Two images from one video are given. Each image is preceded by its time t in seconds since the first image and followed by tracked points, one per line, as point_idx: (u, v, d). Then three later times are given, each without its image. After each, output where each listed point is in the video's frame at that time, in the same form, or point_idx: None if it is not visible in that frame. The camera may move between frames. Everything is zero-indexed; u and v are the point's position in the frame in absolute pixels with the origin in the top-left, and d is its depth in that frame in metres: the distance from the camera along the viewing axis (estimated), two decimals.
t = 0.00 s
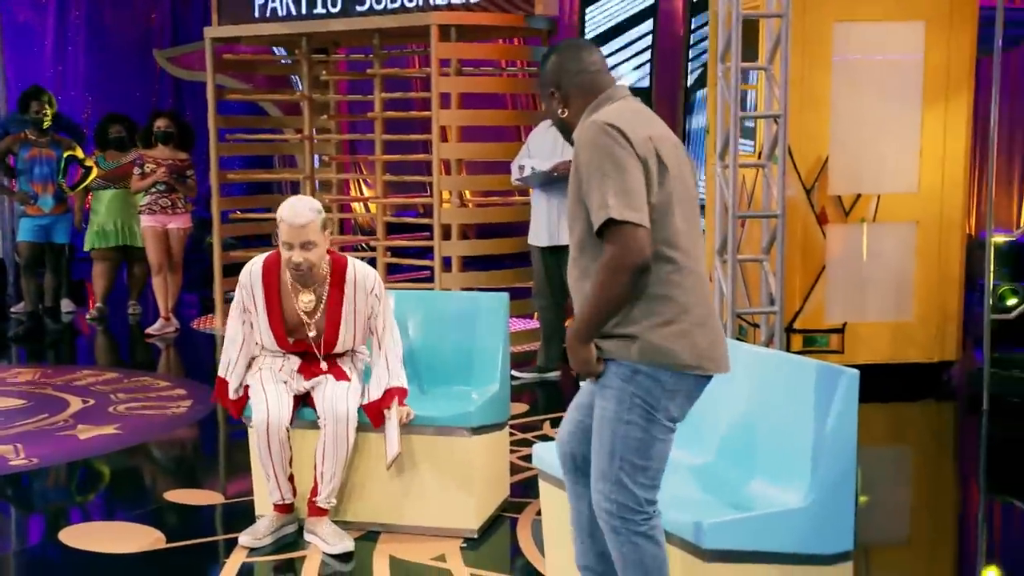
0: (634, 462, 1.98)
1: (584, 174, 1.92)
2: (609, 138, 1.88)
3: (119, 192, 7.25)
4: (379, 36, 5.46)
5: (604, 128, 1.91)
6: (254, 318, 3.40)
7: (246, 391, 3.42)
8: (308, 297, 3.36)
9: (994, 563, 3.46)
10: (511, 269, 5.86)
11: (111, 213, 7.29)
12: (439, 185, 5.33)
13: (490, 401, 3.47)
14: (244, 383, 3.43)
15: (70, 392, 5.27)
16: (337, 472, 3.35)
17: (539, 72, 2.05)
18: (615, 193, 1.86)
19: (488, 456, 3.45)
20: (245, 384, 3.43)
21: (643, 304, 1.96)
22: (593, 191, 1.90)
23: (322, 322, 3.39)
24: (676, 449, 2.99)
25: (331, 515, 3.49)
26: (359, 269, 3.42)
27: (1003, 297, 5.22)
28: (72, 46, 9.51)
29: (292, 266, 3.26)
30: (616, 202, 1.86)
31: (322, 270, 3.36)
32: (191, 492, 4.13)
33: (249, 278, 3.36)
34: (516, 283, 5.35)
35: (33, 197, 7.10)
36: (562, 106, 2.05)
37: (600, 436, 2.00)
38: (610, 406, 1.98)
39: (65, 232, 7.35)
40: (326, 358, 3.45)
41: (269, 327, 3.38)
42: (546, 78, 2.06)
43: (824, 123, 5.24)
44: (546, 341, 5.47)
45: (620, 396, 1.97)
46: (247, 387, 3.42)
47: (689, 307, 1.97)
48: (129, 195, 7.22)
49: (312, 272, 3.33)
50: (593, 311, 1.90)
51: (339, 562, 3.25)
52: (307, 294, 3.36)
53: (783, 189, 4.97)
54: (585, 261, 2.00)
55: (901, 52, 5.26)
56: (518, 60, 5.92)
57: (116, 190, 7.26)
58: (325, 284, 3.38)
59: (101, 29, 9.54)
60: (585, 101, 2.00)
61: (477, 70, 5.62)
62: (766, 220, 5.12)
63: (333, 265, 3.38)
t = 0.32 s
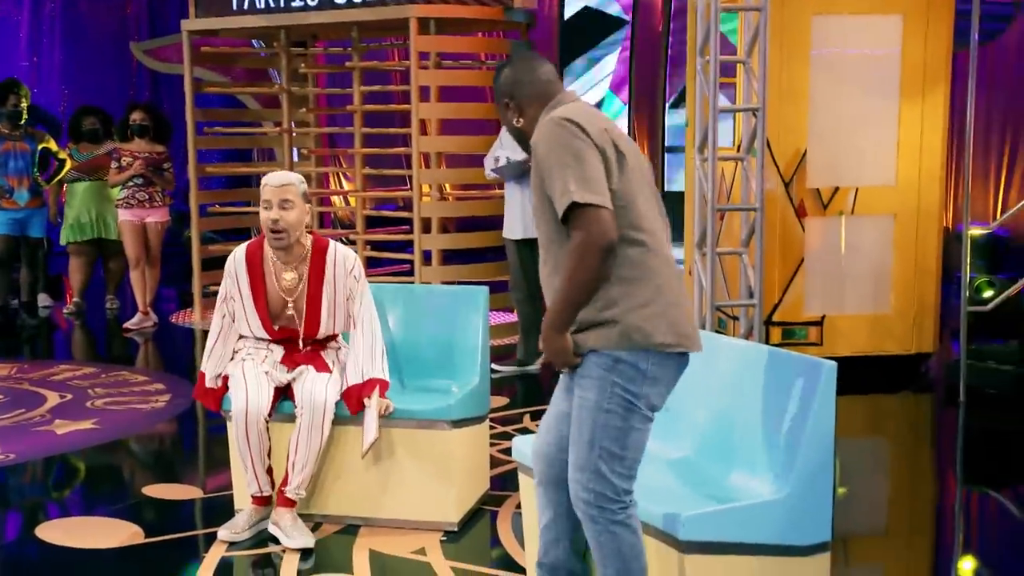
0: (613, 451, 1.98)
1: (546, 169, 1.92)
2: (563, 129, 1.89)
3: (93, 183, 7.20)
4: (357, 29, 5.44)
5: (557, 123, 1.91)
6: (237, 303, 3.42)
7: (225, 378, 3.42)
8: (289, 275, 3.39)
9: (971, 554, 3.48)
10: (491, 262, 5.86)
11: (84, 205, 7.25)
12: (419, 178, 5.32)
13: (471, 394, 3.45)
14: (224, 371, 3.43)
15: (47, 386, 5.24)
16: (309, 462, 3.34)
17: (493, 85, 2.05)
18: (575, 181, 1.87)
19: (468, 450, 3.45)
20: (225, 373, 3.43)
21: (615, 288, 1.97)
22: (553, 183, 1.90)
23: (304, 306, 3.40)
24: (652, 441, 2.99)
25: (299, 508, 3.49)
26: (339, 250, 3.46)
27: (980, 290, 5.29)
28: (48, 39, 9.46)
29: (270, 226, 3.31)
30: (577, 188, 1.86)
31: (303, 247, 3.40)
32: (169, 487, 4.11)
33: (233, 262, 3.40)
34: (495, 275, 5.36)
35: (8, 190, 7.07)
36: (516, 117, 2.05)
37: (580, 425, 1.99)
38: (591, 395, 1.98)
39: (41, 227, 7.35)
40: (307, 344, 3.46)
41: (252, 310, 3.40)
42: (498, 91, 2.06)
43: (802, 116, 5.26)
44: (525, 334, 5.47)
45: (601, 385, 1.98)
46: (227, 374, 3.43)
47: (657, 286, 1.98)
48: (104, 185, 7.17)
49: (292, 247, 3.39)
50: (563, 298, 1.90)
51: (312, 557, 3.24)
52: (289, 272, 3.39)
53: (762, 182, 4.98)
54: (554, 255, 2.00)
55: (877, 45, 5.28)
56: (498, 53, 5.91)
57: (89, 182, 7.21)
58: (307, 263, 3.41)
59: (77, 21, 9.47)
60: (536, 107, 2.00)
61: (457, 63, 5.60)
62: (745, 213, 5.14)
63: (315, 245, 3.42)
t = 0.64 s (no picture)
0: (617, 437, 2.00)
1: (509, 174, 1.94)
2: (523, 126, 1.91)
3: (90, 176, 7.20)
4: (356, 21, 5.43)
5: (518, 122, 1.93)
6: (237, 293, 3.43)
7: (226, 369, 3.43)
8: (288, 265, 3.40)
9: (971, 546, 3.49)
10: (490, 254, 5.86)
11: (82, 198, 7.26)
12: (418, 170, 5.32)
13: (470, 387, 3.44)
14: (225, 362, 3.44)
15: (48, 378, 5.24)
16: (308, 455, 3.34)
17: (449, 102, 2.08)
18: (541, 176, 1.89)
19: (468, 442, 3.45)
20: (226, 364, 3.44)
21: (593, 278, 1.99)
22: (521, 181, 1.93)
23: (303, 296, 3.42)
24: (650, 432, 3.00)
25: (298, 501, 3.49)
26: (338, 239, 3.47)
27: (979, 282, 5.33)
28: (47, 31, 9.46)
29: (268, 217, 3.32)
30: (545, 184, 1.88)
31: (301, 236, 3.42)
32: (170, 479, 4.11)
33: (232, 252, 3.42)
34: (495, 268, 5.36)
35: (5, 182, 7.13)
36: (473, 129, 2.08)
37: (584, 413, 2.00)
38: (595, 383, 2.00)
39: (39, 219, 7.37)
40: (306, 335, 3.47)
41: (252, 300, 3.42)
42: (454, 107, 2.09)
43: (802, 108, 5.25)
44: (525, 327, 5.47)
45: (606, 373, 1.99)
46: (228, 365, 3.44)
47: (632, 268, 2.01)
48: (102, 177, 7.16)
49: (290, 235, 3.40)
50: (544, 294, 1.91)
51: (312, 549, 3.24)
52: (287, 261, 3.40)
53: (761, 174, 4.98)
54: (529, 252, 2.02)
55: (877, 36, 5.27)
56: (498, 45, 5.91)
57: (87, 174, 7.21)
58: (305, 252, 3.42)
59: (76, 13, 9.47)
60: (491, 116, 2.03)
61: (456, 54, 5.60)
62: (745, 205, 5.13)
63: (313, 234, 3.43)
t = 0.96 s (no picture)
0: (642, 428, 2.12)
1: (503, 215, 2.00)
2: (507, 168, 1.97)
3: (99, 171, 7.25)
4: (364, 15, 5.43)
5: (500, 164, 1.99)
6: (245, 286, 3.44)
7: (235, 362, 3.44)
8: (295, 259, 3.41)
9: (979, 540, 3.48)
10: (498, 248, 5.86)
11: (89, 194, 7.27)
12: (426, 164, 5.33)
13: (478, 380, 3.43)
14: (234, 356, 3.45)
15: (57, 371, 5.26)
16: (315, 449, 3.34)
17: (423, 133, 2.11)
18: (534, 218, 1.96)
19: (476, 435, 3.45)
20: (235, 359, 3.44)
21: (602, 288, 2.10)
22: (513, 221, 2.00)
23: (311, 289, 3.42)
24: (658, 425, 2.99)
25: (305, 494, 3.50)
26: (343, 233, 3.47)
27: (988, 275, 5.28)
28: (56, 26, 9.47)
29: (273, 214, 3.31)
30: (540, 225, 1.96)
31: (306, 231, 3.42)
32: (179, 471, 4.13)
33: (239, 247, 3.42)
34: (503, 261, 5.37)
35: (6, 175, 7.11)
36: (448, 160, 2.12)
37: (612, 402, 2.09)
38: (624, 376, 2.09)
39: (43, 212, 7.34)
40: (313, 329, 3.47)
41: (260, 294, 3.42)
42: (429, 138, 2.12)
43: (810, 103, 5.24)
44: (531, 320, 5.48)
45: (634, 364, 2.10)
46: (235, 360, 3.44)
47: (630, 274, 2.11)
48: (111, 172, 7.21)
49: (296, 230, 3.40)
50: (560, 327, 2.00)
51: (319, 542, 3.24)
52: (294, 255, 3.41)
53: (769, 168, 4.97)
54: (527, 274, 2.12)
55: (887, 30, 5.25)
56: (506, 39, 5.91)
57: (98, 170, 7.27)
58: (311, 246, 3.42)
59: (84, 7, 9.49)
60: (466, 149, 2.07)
61: (464, 48, 5.60)
62: (753, 199, 5.12)
63: (318, 229, 3.43)
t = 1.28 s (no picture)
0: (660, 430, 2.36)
1: (546, 255, 2.26)
2: (553, 217, 2.23)
3: (110, 163, 7.28)
4: (373, 7, 5.42)
5: (545, 211, 2.25)
6: (255, 277, 3.44)
7: (244, 354, 3.44)
8: (304, 250, 3.41)
9: (988, 533, 3.48)
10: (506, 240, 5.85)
11: (100, 185, 7.31)
12: (435, 155, 5.32)
13: (486, 371, 3.43)
14: (244, 348, 3.45)
15: (66, 363, 5.29)
16: (322, 441, 3.35)
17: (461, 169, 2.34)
18: (576, 264, 2.23)
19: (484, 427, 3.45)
20: (244, 350, 3.45)
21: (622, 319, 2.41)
22: (554, 263, 2.27)
23: (320, 280, 3.42)
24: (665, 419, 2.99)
25: (314, 485, 3.51)
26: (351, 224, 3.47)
27: (998, 268, 5.32)
28: (65, 16, 9.47)
29: (281, 209, 3.30)
30: (577, 277, 2.22)
31: (315, 223, 3.42)
32: (187, 463, 4.14)
33: (248, 238, 3.41)
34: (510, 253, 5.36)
35: (12, 167, 7.13)
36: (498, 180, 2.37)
37: (636, 400, 2.33)
38: (650, 385, 2.36)
39: (48, 205, 7.33)
40: (322, 320, 3.48)
41: (268, 286, 3.42)
42: (466, 175, 2.35)
43: (820, 95, 5.22)
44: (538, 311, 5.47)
45: (658, 375, 2.37)
46: (244, 352, 3.45)
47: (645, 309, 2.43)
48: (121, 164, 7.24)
49: (304, 223, 3.40)
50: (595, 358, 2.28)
51: (326, 535, 3.25)
52: (303, 247, 3.41)
53: (779, 160, 4.94)
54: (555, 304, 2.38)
55: (898, 21, 5.22)
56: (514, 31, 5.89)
57: (107, 161, 7.29)
58: (320, 238, 3.42)
59: None
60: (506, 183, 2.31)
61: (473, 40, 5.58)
62: (763, 191, 5.10)
63: (326, 221, 3.42)
